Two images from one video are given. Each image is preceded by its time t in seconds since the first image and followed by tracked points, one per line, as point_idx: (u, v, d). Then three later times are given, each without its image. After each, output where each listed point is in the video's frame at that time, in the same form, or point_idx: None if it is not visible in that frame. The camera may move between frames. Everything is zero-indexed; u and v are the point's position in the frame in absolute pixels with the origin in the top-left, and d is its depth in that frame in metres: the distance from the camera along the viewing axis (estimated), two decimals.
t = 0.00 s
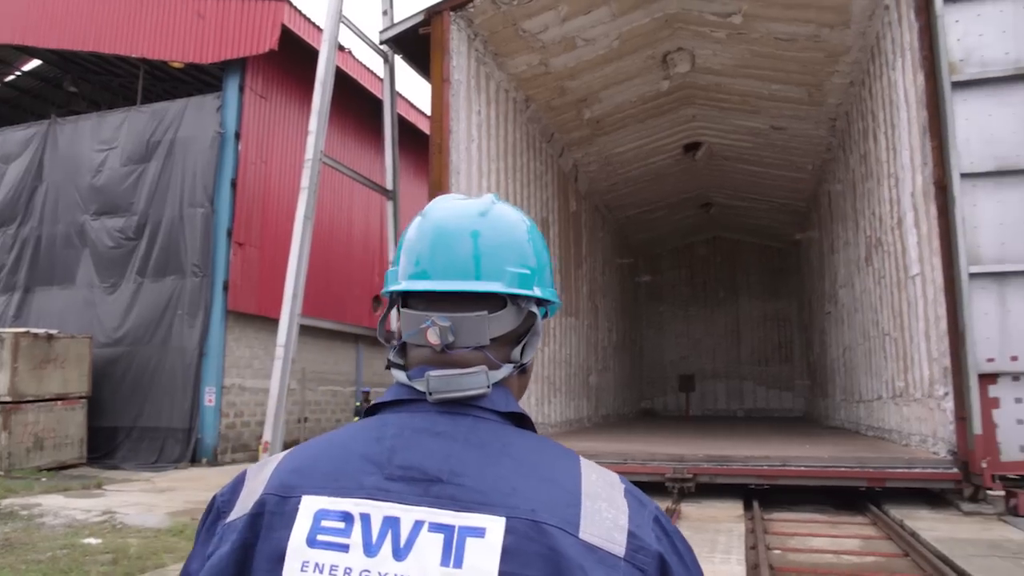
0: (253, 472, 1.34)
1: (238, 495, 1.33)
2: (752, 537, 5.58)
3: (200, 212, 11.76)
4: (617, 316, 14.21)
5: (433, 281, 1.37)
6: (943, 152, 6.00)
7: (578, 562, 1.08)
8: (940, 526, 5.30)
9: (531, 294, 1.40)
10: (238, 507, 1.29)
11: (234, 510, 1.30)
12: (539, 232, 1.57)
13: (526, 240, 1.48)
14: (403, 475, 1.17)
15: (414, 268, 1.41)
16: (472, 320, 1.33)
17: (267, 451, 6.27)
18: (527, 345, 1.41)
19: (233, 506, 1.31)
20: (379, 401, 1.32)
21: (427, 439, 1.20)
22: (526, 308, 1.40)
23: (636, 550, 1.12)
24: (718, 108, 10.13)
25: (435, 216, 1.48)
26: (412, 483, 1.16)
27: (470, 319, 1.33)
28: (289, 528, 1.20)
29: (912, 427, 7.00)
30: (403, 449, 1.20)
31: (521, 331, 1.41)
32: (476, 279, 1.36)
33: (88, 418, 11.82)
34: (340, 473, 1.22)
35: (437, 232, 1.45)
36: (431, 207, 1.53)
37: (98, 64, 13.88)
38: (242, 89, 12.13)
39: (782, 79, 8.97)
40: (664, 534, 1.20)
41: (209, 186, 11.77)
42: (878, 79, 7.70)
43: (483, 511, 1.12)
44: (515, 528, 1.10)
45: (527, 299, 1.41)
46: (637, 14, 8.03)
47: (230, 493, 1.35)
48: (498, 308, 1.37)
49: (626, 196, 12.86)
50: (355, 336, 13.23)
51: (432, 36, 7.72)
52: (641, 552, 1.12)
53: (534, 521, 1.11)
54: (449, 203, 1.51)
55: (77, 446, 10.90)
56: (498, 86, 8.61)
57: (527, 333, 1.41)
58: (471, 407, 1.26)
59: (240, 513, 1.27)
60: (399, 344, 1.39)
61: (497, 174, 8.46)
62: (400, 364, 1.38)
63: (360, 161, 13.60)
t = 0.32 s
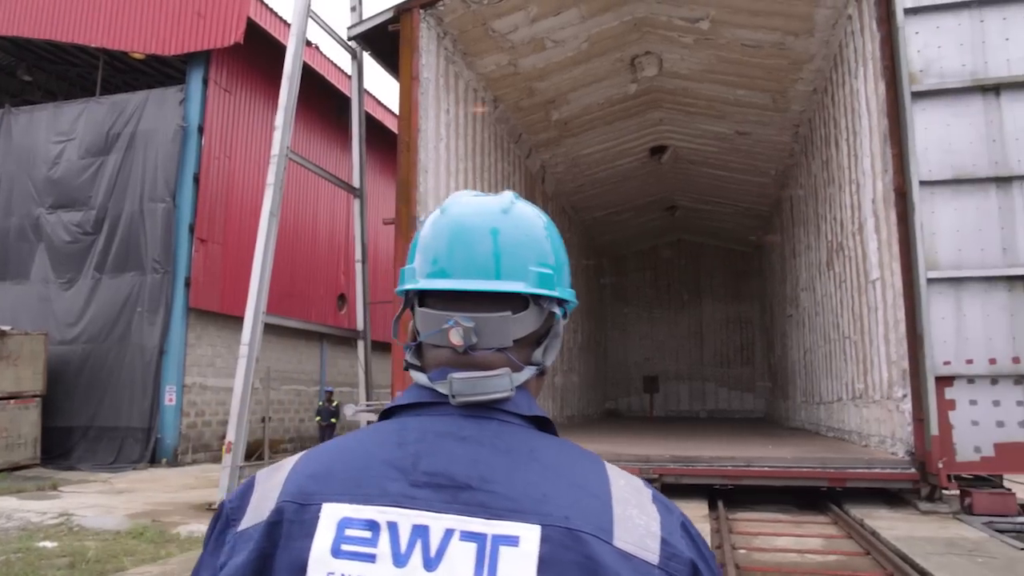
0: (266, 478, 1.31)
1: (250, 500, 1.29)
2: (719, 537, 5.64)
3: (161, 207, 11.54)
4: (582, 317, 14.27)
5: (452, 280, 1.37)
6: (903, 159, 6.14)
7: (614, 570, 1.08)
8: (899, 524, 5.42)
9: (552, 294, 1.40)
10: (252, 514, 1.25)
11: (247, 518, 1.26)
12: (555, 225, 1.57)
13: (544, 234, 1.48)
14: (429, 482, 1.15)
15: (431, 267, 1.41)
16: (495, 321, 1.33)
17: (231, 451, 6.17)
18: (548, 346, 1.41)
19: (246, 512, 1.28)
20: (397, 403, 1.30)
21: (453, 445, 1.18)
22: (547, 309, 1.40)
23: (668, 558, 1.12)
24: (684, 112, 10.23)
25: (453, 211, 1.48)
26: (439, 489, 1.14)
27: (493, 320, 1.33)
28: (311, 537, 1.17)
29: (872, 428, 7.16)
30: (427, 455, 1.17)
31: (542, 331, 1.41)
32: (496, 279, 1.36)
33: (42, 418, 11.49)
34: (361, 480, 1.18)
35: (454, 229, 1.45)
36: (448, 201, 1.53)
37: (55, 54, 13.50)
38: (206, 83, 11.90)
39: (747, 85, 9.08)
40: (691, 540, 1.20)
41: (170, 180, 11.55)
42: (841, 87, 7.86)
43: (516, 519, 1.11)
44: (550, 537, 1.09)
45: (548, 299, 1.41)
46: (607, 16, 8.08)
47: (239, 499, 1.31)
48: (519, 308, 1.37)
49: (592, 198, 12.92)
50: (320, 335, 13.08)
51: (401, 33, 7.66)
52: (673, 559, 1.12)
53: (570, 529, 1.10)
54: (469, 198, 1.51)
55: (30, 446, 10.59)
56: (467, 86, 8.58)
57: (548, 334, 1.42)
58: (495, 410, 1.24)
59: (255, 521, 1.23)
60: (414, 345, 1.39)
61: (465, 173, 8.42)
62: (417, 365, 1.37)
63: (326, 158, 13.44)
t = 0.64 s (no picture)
0: (308, 487, 1.27)
1: (291, 511, 1.25)
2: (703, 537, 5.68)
3: (141, 205, 11.39)
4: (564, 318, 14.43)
5: (497, 286, 1.37)
6: (884, 164, 6.22)
7: None
8: (879, 524, 5.49)
9: (596, 301, 1.41)
10: (295, 525, 1.21)
11: (290, 529, 1.21)
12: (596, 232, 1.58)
13: (584, 241, 1.49)
14: (483, 492, 1.14)
15: (474, 273, 1.41)
16: (543, 328, 1.34)
17: (213, 452, 6.10)
18: (591, 351, 1.43)
19: (288, 523, 1.23)
20: (441, 412, 1.31)
21: (503, 455, 1.18)
22: (590, 316, 1.42)
23: (724, 567, 1.12)
24: (667, 115, 10.29)
25: (494, 218, 1.49)
26: (493, 500, 1.13)
27: (541, 327, 1.33)
28: (362, 550, 1.14)
29: (852, 429, 7.23)
30: (480, 465, 1.16)
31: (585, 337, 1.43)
32: (540, 285, 1.36)
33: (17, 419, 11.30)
34: (413, 491, 1.16)
35: (496, 236, 1.46)
36: (489, 209, 1.53)
37: (32, 49, 13.27)
38: (187, 80, 11.76)
39: (730, 88, 9.14)
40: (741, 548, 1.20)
41: (150, 178, 11.39)
42: (822, 92, 7.95)
43: (573, 530, 1.10)
44: (608, 547, 1.08)
45: (592, 306, 1.42)
46: (591, 19, 8.11)
47: (279, 509, 1.27)
48: (565, 314, 1.37)
49: (574, 198, 12.95)
50: (301, 335, 12.97)
51: (386, 33, 7.63)
52: (729, 568, 1.12)
53: (629, 540, 1.09)
54: (510, 204, 1.51)
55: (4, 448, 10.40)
56: (451, 86, 8.55)
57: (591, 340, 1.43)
58: (543, 419, 1.26)
59: (300, 533, 1.19)
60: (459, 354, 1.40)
61: (448, 174, 8.39)
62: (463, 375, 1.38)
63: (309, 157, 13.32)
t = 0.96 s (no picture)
0: (354, 494, 1.27)
1: (337, 518, 1.24)
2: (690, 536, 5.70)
3: (122, 202, 11.26)
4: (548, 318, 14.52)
5: (542, 290, 1.39)
6: (868, 165, 6.30)
7: None
8: (862, 522, 5.54)
9: (639, 304, 1.44)
10: (343, 532, 1.20)
11: (337, 535, 1.21)
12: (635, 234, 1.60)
13: (625, 243, 1.51)
14: (536, 497, 1.14)
15: (518, 278, 1.43)
16: (588, 332, 1.36)
17: (196, 452, 6.04)
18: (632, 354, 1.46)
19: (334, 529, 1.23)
20: (481, 417, 1.32)
21: (553, 459, 1.19)
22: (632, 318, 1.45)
23: (775, 570, 1.13)
24: (652, 116, 10.34)
25: (535, 221, 1.50)
26: (546, 505, 1.13)
27: (586, 331, 1.36)
28: (415, 558, 1.13)
29: (834, 428, 7.30)
30: (531, 470, 1.17)
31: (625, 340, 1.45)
32: (583, 289, 1.38)
33: None
34: (465, 496, 1.16)
35: (538, 240, 1.47)
36: (528, 212, 1.54)
37: (9, 42, 13.04)
38: (169, 76, 11.63)
39: (716, 90, 9.19)
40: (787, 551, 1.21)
41: (132, 175, 11.27)
42: (806, 94, 8.02)
43: (628, 534, 1.10)
44: (664, 552, 1.09)
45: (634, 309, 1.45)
46: (578, 19, 8.13)
47: (324, 516, 1.27)
48: (609, 318, 1.40)
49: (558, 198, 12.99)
50: (284, 334, 12.87)
51: (372, 31, 7.61)
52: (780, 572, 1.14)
53: (684, 544, 1.09)
54: (552, 207, 1.52)
55: None
56: (437, 85, 8.53)
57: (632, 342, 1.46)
58: (590, 423, 1.27)
59: (347, 540, 1.18)
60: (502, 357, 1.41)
61: (434, 172, 8.37)
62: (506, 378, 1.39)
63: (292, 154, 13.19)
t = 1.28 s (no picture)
0: (385, 496, 1.25)
1: (368, 519, 1.23)
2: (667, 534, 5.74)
3: (92, 199, 11.06)
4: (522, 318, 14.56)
5: (571, 289, 1.42)
6: (842, 170, 6.41)
7: None
8: (834, 520, 5.63)
9: (665, 305, 1.47)
10: (374, 534, 1.19)
11: (368, 538, 1.19)
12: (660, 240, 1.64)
13: (650, 246, 1.55)
14: (572, 497, 1.14)
15: (545, 277, 1.46)
16: (619, 331, 1.38)
17: (168, 453, 5.95)
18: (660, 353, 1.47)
19: (365, 531, 1.22)
20: (508, 420, 1.32)
21: (588, 459, 1.19)
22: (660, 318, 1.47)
23: (808, 567, 1.14)
24: (628, 117, 10.39)
25: (562, 221, 1.55)
26: (583, 505, 1.13)
27: (616, 331, 1.38)
28: (453, 559, 1.11)
29: (807, 428, 7.40)
30: (566, 471, 1.17)
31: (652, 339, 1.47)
32: (611, 288, 1.42)
33: None
34: (500, 497, 1.15)
35: (564, 240, 1.52)
36: (556, 210, 1.59)
37: None
38: (142, 72, 11.45)
39: (691, 93, 9.27)
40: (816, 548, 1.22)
41: (102, 171, 11.08)
42: (781, 98, 8.12)
43: (667, 534, 1.10)
44: (702, 551, 1.09)
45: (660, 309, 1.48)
46: (555, 20, 8.15)
47: (353, 517, 1.25)
48: (638, 319, 1.43)
49: (534, 198, 13.03)
50: (257, 334, 12.73)
51: (350, 28, 7.56)
52: (813, 568, 1.14)
53: (721, 543, 1.09)
54: (580, 209, 1.56)
55: None
56: (415, 84, 8.51)
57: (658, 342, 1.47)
58: (622, 423, 1.28)
59: (380, 543, 1.17)
60: (529, 355, 1.43)
61: (411, 172, 8.34)
62: (533, 377, 1.41)
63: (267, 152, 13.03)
